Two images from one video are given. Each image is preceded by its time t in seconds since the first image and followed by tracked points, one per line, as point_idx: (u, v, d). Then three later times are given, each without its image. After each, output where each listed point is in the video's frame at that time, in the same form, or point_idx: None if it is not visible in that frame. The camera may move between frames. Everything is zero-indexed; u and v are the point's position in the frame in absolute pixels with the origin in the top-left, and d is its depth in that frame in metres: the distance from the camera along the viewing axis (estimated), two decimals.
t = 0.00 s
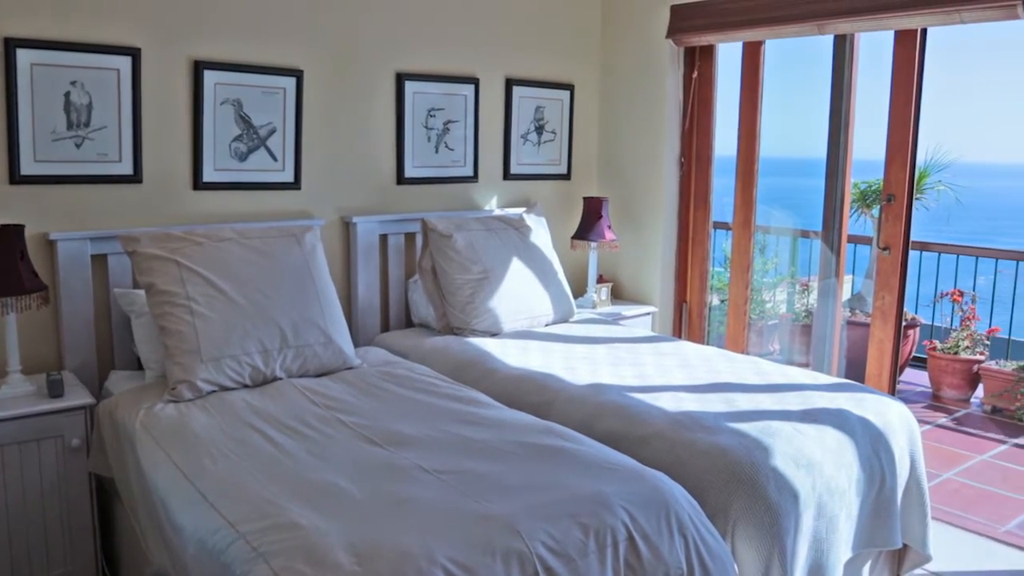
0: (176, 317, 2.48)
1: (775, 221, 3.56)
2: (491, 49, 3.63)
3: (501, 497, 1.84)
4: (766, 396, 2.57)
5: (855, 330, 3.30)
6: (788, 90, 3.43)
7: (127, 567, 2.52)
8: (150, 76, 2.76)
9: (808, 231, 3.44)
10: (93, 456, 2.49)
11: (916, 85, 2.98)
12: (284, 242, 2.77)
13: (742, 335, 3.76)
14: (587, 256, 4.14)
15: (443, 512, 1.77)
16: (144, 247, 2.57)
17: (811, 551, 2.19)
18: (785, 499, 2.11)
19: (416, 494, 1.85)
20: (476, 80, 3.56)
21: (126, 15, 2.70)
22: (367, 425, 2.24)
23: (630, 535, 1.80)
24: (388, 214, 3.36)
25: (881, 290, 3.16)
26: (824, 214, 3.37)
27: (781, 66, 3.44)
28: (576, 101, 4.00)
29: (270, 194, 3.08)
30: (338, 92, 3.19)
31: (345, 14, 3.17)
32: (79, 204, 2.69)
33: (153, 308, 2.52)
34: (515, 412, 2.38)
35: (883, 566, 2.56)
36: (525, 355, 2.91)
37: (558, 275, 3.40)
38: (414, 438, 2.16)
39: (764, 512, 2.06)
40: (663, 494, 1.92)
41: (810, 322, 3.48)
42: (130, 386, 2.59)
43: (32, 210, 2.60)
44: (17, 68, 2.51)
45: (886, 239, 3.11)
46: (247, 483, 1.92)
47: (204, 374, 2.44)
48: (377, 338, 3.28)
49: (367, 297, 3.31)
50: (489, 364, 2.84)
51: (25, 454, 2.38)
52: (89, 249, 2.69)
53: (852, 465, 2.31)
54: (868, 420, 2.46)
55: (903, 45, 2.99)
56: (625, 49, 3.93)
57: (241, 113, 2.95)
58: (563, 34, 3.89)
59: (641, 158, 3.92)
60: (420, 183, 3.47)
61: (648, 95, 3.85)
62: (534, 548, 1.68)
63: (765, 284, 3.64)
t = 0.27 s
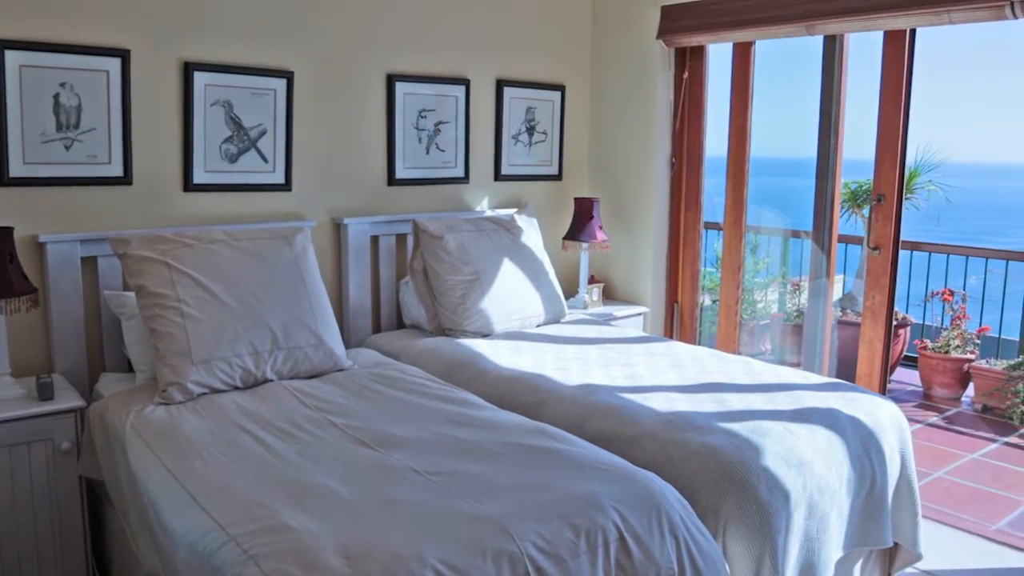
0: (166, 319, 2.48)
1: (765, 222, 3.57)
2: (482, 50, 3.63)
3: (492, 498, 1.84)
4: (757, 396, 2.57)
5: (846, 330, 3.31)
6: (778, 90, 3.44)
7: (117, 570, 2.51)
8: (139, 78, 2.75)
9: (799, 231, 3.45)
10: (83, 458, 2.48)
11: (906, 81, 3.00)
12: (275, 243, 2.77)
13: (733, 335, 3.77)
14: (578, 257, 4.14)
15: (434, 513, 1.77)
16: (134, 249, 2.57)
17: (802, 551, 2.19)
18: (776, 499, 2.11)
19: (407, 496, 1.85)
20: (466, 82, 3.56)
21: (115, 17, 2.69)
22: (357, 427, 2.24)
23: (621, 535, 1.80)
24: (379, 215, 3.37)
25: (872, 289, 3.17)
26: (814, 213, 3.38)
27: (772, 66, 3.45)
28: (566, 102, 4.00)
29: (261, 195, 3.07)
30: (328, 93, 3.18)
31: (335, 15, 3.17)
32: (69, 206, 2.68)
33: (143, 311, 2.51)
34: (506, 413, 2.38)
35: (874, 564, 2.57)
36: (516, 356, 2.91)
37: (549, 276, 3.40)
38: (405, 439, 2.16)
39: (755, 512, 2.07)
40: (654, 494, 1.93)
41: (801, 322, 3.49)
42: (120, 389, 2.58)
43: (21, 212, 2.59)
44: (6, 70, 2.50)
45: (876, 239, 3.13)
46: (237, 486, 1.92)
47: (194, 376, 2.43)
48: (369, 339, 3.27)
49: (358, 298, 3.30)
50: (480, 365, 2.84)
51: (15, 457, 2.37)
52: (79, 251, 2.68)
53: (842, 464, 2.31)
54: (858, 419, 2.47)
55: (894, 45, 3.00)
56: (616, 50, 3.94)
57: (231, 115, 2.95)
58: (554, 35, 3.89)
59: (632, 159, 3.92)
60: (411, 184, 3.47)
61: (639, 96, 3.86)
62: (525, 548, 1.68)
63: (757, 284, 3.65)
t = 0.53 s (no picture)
0: (157, 320, 2.47)
1: (756, 222, 3.58)
2: (473, 51, 3.63)
3: (483, 498, 1.84)
4: (748, 396, 2.58)
5: (837, 330, 3.32)
6: (769, 90, 3.45)
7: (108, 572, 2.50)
8: (130, 79, 2.75)
9: (791, 231, 3.46)
10: (74, 460, 2.47)
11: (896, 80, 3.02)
12: (265, 244, 2.76)
13: (725, 335, 3.77)
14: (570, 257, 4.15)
15: (424, 514, 1.77)
16: (125, 250, 2.55)
17: (794, 550, 2.20)
18: (767, 499, 2.12)
19: (398, 496, 1.85)
20: (458, 82, 3.56)
21: (105, 18, 2.68)
22: (348, 428, 2.24)
23: (612, 536, 1.80)
24: (370, 216, 3.37)
25: (863, 289, 3.18)
26: (806, 213, 3.39)
27: (763, 67, 3.46)
28: (558, 102, 4.00)
29: (252, 196, 3.07)
30: (319, 94, 3.18)
31: (326, 16, 3.17)
32: (60, 207, 2.67)
33: (134, 312, 2.50)
34: (497, 414, 2.38)
35: (865, 563, 2.57)
36: (508, 356, 2.91)
37: (541, 276, 3.40)
38: (396, 440, 2.16)
39: (746, 512, 2.07)
40: (645, 494, 1.93)
41: (792, 322, 3.49)
42: (111, 390, 2.57)
43: (11, 213, 2.58)
44: None
45: (867, 239, 3.14)
46: (228, 487, 1.91)
47: (186, 378, 2.43)
48: (360, 340, 3.27)
49: (350, 298, 3.30)
50: (472, 366, 2.84)
51: (5, 459, 2.36)
52: (69, 252, 2.67)
53: (834, 464, 2.32)
54: (849, 419, 2.47)
55: (885, 45, 3.01)
56: (608, 51, 3.94)
57: (222, 116, 2.94)
58: (545, 36, 3.89)
59: (624, 159, 3.93)
60: (403, 185, 3.47)
61: (631, 96, 3.86)
62: (516, 549, 1.68)
63: (749, 284, 3.65)
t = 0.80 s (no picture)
0: (148, 322, 2.46)
1: (747, 222, 3.59)
2: (464, 52, 3.63)
3: (473, 499, 1.84)
4: (739, 396, 2.58)
5: (828, 330, 3.33)
6: (760, 91, 3.46)
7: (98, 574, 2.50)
8: (119, 80, 2.74)
9: (782, 231, 3.47)
10: (64, 463, 2.46)
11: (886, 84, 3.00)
12: (256, 245, 2.76)
13: (717, 335, 3.78)
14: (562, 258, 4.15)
15: (415, 515, 1.77)
16: (115, 252, 2.55)
17: (785, 550, 2.20)
18: (757, 499, 2.12)
19: (389, 498, 1.85)
20: (449, 83, 3.56)
21: (94, 19, 2.67)
22: (340, 430, 2.24)
23: (602, 536, 1.80)
24: (362, 217, 3.36)
25: (854, 289, 3.19)
26: (797, 213, 3.40)
27: (753, 67, 3.47)
28: (549, 103, 4.00)
29: (243, 197, 3.06)
30: (310, 94, 3.18)
31: (316, 17, 3.16)
32: (49, 209, 2.66)
33: (124, 315, 2.50)
34: (488, 414, 2.38)
35: (856, 562, 2.58)
36: (499, 357, 2.91)
37: (533, 277, 3.41)
38: (387, 442, 2.16)
39: (737, 512, 2.07)
40: (636, 495, 1.93)
41: (784, 323, 3.50)
42: (101, 392, 2.56)
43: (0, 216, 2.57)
44: None
45: (858, 239, 3.14)
46: (218, 489, 1.91)
47: (176, 379, 2.42)
48: (352, 341, 3.27)
49: (341, 300, 3.30)
50: (463, 367, 2.84)
51: None
52: (59, 254, 2.66)
53: (824, 464, 2.32)
54: (840, 419, 2.48)
55: (875, 45, 3.00)
56: (599, 51, 3.95)
57: (212, 117, 2.94)
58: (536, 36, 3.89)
59: (615, 160, 3.93)
60: (394, 186, 3.47)
61: (623, 97, 3.86)
62: (506, 550, 1.68)
63: (741, 284, 3.66)
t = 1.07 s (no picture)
0: (136, 324, 2.46)
1: (737, 222, 3.59)
2: (454, 52, 3.63)
3: (462, 500, 1.84)
4: (728, 395, 2.59)
5: (818, 330, 3.34)
6: (749, 92, 3.47)
7: None
8: (108, 81, 2.73)
9: (771, 231, 3.47)
10: (52, 465, 2.45)
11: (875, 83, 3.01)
12: (245, 247, 2.75)
13: (707, 336, 3.78)
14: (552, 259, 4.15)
15: (404, 516, 1.77)
16: (104, 253, 2.54)
17: (774, 549, 2.21)
18: (746, 499, 2.12)
19: (378, 499, 1.85)
20: (438, 83, 3.57)
21: (82, 19, 2.66)
22: (329, 431, 2.23)
23: (592, 537, 1.80)
24: (351, 219, 3.36)
25: (842, 290, 3.20)
26: (786, 214, 3.41)
27: (742, 68, 3.48)
28: (539, 104, 4.01)
29: (232, 199, 3.05)
30: (299, 95, 3.17)
31: (305, 18, 3.16)
32: (37, 211, 2.64)
33: (113, 316, 2.49)
34: (477, 415, 2.38)
35: (845, 561, 2.59)
36: (489, 358, 2.92)
37: (522, 277, 3.41)
38: (376, 443, 2.16)
39: (726, 511, 2.08)
40: (625, 495, 1.93)
41: (774, 323, 3.51)
42: (90, 395, 2.56)
43: None
44: None
45: (846, 239, 3.15)
46: (207, 491, 1.90)
47: (165, 381, 2.41)
48: (342, 343, 3.27)
49: (331, 301, 3.29)
50: (453, 367, 2.84)
51: None
52: (47, 256, 2.65)
53: (813, 463, 2.33)
54: (829, 418, 2.49)
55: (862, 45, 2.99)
56: (589, 52, 3.95)
57: (201, 118, 2.93)
58: (526, 37, 3.90)
59: (605, 160, 3.94)
60: (384, 188, 3.47)
61: (613, 98, 3.86)
62: (495, 551, 1.68)
63: (731, 284, 3.66)
